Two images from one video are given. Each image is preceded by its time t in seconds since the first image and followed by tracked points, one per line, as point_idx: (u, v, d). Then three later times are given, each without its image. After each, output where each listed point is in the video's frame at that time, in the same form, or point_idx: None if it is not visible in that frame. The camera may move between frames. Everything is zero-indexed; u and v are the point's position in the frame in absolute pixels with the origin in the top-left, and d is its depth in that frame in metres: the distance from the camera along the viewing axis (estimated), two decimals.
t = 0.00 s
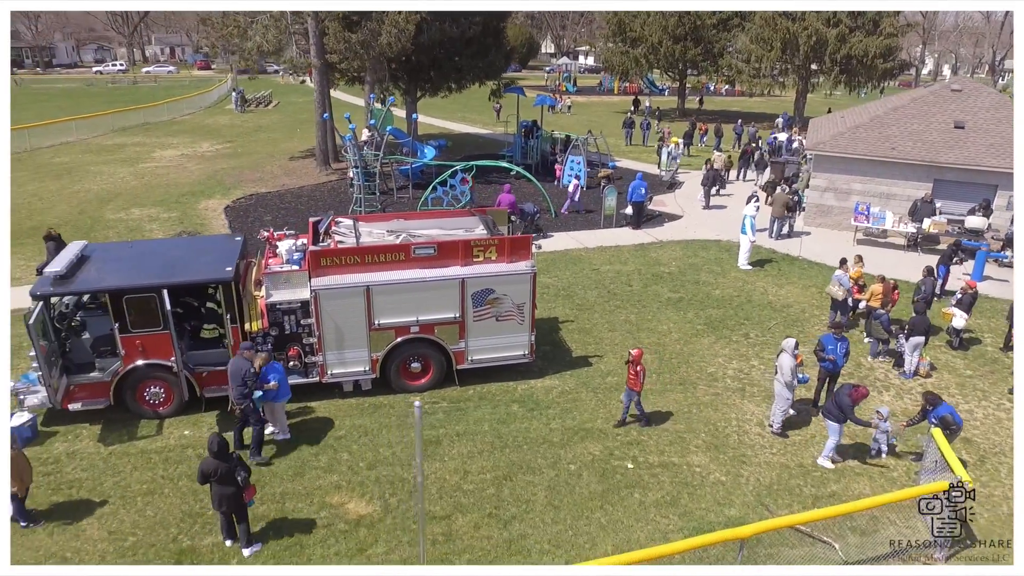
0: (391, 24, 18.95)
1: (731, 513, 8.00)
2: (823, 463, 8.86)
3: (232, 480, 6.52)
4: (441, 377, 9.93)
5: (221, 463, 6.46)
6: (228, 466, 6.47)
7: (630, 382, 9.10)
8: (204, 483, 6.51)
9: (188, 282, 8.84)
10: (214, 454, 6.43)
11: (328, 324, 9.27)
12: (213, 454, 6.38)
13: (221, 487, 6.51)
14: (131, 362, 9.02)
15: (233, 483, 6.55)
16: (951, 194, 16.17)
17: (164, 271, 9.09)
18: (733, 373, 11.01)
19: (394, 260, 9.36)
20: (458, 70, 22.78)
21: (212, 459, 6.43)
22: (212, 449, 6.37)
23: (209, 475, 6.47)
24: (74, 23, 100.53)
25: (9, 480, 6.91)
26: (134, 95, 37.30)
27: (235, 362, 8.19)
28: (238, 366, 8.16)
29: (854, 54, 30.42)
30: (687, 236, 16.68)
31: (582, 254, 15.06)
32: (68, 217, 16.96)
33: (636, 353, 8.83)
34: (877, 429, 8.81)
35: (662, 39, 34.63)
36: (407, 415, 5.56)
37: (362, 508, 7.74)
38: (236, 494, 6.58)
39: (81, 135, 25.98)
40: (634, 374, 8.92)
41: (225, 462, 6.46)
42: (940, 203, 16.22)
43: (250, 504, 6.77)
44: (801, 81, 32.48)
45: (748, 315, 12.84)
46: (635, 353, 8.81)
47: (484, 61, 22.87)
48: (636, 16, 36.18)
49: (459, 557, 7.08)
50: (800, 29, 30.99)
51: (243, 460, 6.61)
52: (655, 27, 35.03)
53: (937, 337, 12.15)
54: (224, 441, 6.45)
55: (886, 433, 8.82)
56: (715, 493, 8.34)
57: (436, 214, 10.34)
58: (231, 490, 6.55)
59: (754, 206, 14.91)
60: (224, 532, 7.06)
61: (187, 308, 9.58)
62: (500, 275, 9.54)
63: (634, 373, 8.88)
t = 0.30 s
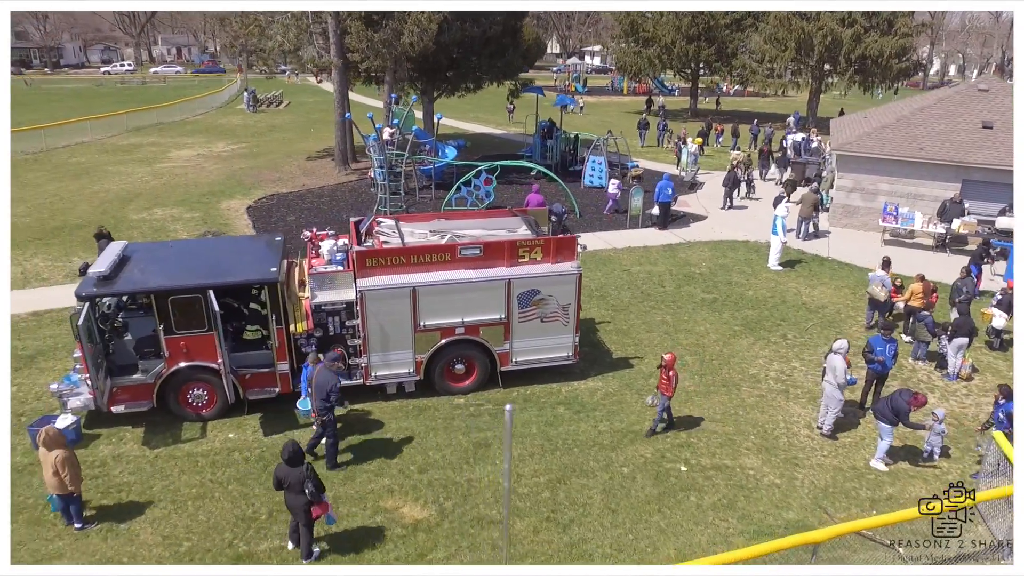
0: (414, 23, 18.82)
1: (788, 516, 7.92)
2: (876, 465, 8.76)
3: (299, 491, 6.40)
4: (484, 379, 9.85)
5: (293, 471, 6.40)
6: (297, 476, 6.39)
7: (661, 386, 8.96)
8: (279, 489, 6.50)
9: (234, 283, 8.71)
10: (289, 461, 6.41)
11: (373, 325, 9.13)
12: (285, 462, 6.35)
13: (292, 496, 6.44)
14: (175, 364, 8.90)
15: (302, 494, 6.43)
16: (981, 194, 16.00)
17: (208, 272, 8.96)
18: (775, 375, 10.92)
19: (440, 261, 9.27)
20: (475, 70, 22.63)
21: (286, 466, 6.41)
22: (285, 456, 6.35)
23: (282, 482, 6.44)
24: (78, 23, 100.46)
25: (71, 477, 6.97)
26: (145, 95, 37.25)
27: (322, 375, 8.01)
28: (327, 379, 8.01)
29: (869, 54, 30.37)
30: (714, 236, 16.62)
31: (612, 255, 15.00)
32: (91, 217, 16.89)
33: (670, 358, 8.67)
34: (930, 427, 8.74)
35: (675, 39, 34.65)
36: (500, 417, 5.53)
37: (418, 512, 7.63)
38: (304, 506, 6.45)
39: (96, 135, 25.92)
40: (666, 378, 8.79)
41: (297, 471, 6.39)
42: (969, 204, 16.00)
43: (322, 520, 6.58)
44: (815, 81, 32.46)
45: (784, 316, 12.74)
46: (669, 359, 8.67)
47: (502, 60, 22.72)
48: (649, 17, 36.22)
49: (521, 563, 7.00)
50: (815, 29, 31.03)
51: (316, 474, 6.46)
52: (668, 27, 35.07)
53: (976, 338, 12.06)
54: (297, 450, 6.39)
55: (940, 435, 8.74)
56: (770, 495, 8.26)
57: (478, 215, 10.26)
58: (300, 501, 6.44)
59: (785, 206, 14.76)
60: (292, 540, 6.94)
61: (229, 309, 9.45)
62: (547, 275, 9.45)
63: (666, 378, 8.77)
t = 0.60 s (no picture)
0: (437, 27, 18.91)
1: (836, 526, 7.86)
2: (921, 476, 8.63)
3: (362, 499, 6.44)
4: (522, 387, 9.86)
5: (359, 479, 6.46)
6: (362, 484, 6.43)
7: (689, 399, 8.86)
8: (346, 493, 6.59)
9: (276, 291, 8.67)
10: (357, 468, 6.48)
11: (414, 333, 9.12)
12: (352, 468, 6.43)
13: (355, 502, 6.49)
14: (215, 373, 8.87)
15: (364, 503, 6.45)
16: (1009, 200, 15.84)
17: (249, 280, 8.92)
18: (811, 383, 10.83)
19: (480, 269, 9.30)
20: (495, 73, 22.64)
21: (354, 473, 6.49)
22: (353, 462, 6.43)
23: (350, 487, 6.53)
24: (88, 23, 100.76)
25: (133, 485, 7.01)
26: (159, 96, 37.33)
27: (401, 379, 8.07)
28: (407, 382, 8.10)
29: (886, 56, 30.28)
30: (738, 241, 16.57)
31: (638, 261, 14.97)
32: (115, 221, 16.90)
33: (700, 371, 8.61)
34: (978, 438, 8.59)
35: (690, 41, 34.67)
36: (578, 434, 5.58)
37: (466, 524, 7.60)
38: (364, 515, 6.47)
39: (114, 137, 25.96)
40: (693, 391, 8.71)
41: (362, 479, 6.45)
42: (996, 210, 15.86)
43: (381, 533, 6.58)
44: (831, 83, 32.40)
45: (816, 323, 12.66)
46: (698, 372, 8.61)
47: (522, 63, 22.70)
48: (663, 19, 36.24)
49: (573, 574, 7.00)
50: (831, 31, 31.01)
51: (380, 485, 6.45)
52: (683, 30, 35.08)
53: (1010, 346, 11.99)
54: (366, 459, 6.45)
55: (984, 444, 8.63)
56: (816, 506, 8.19)
57: (516, 222, 10.31)
58: (361, 510, 6.47)
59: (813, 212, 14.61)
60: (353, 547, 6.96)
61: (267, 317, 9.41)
62: (587, 284, 9.48)
63: (694, 391, 8.68)
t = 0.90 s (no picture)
0: (447, 29, 18.86)
1: (855, 532, 7.81)
2: (937, 482, 8.56)
3: (399, 496, 6.61)
4: (539, 391, 9.87)
5: (397, 477, 6.61)
6: (400, 481, 6.58)
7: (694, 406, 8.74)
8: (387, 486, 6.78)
9: (294, 295, 8.69)
10: (397, 465, 6.63)
11: (431, 337, 9.15)
12: (392, 465, 6.60)
13: (394, 498, 6.67)
14: (232, 377, 8.89)
15: (401, 501, 6.64)
16: None
17: (267, 284, 8.94)
18: (826, 388, 10.78)
19: (498, 273, 9.33)
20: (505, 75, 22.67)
21: (395, 470, 6.64)
22: (392, 460, 6.58)
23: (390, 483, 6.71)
24: (96, 24, 101.14)
25: (162, 490, 7.07)
26: (167, 98, 37.40)
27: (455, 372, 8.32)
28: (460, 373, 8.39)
29: (895, 58, 30.21)
30: (750, 244, 16.53)
31: (650, 264, 14.97)
32: (127, 223, 16.93)
33: (705, 377, 8.50)
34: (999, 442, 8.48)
35: (699, 43, 34.77)
36: (607, 446, 6.07)
37: (486, 529, 7.61)
38: (402, 511, 6.67)
39: (124, 138, 26.03)
40: (698, 397, 8.59)
41: (402, 476, 6.60)
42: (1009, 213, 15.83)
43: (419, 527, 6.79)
44: (839, 85, 32.36)
45: (830, 326, 12.61)
46: (703, 378, 8.49)
47: (532, 66, 22.74)
48: (671, 21, 36.27)
49: None
50: (840, 33, 30.98)
51: (417, 483, 6.58)
52: (691, 31, 35.10)
53: None
54: (405, 458, 6.57)
55: (1004, 451, 8.56)
56: (835, 511, 8.15)
57: (531, 226, 10.36)
58: (398, 506, 6.67)
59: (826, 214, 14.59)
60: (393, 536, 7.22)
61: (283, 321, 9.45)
62: (604, 288, 9.52)
63: (699, 398, 8.59)
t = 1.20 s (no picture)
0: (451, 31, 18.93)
1: (864, 534, 7.83)
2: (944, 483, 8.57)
3: (440, 492, 6.68)
4: (547, 392, 9.92)
5: (438, 472, 6.69)
6: (443, 477, 6.66)
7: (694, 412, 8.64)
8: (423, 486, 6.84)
9: (304, 296, 8.72)
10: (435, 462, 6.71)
11: (440, 339, 9.21)
12: (433, 461, 6.64)
13: (433, 495, 6.72)
14: (242, 378, 8.93)
15: (443, 496, 6.71)
16: None
17: (276, 285, 8.97)
18: (832, 389, 10.78)
19: (507, 275, 9.40)
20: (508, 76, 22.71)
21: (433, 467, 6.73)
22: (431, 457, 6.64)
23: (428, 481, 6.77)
24: (99, 23, 101.21)
25: (184, 485, 7.12)
26: (170, 98, 37.46)
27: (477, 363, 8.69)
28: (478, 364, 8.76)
29: (898, 59, 30.21)
30: (754, 245, 16.55)
31: (655, 265, 15.02)
32: (133, 224, 16.96)
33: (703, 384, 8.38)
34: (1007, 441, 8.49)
35: (702, 44, 34.77)
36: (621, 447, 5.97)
37: (495, 531, 7.65)
38: (443, 507, 6.74)
39: (128, 139, 26.08)
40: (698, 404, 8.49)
41: (443, 472, 6.69)
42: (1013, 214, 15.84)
43: (455, 522, 6.90)
44: (842, 86, 32.39)
45: (835, 328, 12.62)
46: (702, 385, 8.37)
47: (535, 66, 22.84)
48: (674, 22, 36.31)
49: None
50: (843, 34, 31.00)
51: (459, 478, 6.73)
52: (694, 32, 35.12)
53: None
54: (444, 453, 6.66)
55: (1010, 453, 8.59)
56: (843, 512, 8.16)
57: (538, 227, 10.41)
58: (440, 502, 6.72)
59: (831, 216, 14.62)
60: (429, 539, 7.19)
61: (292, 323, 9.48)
62: (612, 290, 9.58)
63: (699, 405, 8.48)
